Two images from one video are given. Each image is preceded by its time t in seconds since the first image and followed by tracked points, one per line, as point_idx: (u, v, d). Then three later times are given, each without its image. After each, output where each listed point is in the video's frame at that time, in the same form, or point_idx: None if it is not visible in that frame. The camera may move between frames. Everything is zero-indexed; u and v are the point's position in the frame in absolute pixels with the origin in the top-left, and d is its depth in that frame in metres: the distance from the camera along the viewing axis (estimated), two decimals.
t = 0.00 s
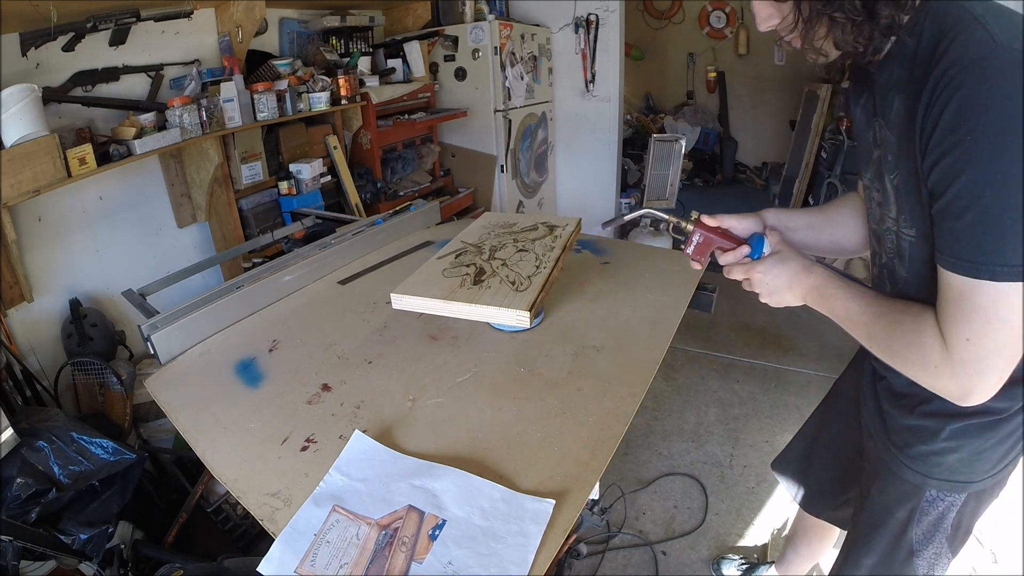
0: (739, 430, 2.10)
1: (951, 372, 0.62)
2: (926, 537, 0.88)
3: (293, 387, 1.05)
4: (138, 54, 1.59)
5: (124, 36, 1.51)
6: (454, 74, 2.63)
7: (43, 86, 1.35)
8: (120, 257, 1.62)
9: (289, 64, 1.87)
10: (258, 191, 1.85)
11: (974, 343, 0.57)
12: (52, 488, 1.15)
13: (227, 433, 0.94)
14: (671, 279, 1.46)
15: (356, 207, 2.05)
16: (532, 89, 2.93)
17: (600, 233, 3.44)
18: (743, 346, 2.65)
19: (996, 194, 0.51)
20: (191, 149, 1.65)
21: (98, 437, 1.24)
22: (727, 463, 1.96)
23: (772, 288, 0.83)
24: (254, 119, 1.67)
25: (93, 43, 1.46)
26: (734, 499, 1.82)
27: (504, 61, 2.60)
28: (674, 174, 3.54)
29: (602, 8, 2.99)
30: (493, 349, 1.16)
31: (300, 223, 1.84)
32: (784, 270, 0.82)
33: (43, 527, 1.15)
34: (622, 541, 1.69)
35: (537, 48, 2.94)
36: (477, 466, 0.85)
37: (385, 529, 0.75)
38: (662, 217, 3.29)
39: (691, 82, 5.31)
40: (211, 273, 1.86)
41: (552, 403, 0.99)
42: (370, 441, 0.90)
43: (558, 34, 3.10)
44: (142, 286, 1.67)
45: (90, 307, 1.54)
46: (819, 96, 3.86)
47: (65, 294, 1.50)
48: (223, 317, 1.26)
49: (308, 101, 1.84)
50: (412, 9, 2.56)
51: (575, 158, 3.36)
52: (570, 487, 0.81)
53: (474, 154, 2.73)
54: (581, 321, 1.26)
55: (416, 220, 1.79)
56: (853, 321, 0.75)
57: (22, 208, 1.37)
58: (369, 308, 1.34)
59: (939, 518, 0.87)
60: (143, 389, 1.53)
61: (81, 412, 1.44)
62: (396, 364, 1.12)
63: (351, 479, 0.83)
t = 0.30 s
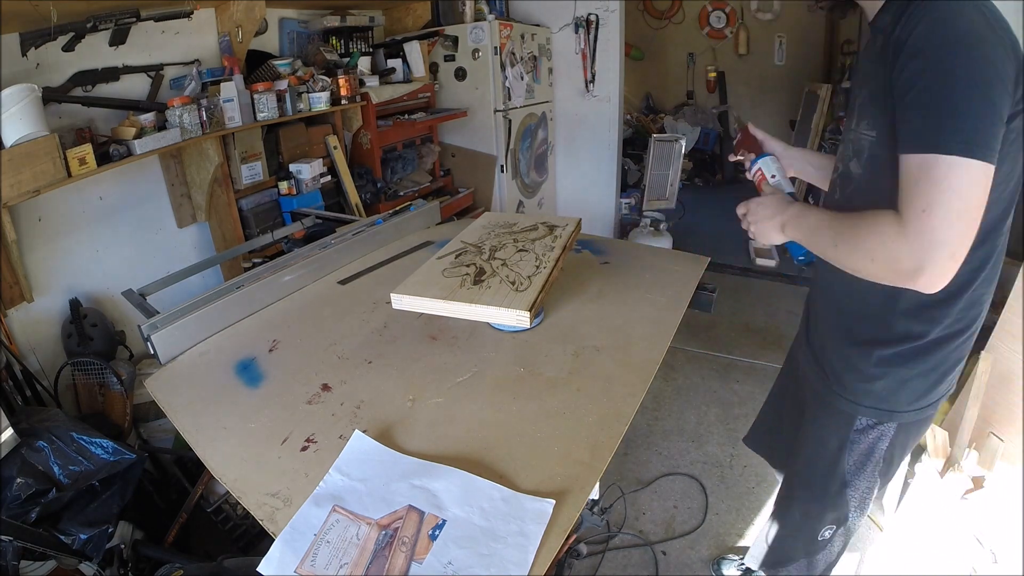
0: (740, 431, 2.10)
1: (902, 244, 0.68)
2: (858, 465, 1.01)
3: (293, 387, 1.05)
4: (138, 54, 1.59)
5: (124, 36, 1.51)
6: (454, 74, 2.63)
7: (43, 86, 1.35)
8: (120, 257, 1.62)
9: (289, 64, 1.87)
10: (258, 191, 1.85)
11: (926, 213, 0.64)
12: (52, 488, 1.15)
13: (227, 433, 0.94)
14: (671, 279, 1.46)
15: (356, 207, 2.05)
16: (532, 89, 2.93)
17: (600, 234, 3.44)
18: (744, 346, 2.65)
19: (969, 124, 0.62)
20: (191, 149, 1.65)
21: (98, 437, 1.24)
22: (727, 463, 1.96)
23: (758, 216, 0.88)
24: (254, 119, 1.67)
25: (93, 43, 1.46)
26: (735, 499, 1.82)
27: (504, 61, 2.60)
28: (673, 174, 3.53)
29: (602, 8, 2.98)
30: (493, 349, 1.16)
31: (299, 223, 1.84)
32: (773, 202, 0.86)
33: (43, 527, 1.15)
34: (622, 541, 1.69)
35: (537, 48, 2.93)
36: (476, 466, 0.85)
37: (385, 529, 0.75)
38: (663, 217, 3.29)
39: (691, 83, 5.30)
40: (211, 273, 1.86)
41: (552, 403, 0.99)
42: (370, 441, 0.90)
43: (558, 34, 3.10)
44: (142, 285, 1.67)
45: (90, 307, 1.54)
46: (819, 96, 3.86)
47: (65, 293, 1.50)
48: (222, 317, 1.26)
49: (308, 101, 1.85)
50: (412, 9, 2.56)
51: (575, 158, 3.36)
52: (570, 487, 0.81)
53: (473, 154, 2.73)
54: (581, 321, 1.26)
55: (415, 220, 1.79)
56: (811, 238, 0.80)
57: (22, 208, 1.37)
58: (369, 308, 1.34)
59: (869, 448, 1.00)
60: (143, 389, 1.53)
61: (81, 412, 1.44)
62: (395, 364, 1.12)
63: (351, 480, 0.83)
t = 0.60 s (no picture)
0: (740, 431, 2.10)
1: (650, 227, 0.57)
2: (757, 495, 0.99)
3: (294, 387, 1.05)
4: (138, 54, 1.59)
5: (124, 36, 1.51)
6: (454, 74, 2.63)
7: (43, 86, 1.35)
8: (120, 257, 1.62)
9: (289, 64, 1.87)
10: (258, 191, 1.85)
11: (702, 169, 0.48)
12: (52, 488, 1.15)
13: (226, 433, 0.94)
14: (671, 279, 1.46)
15: (356, 207, 2.05)
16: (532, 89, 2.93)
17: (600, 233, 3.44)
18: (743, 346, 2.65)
19: (832, 75, 0.41)
20: (191, 149, 1.65)
21: (98, 437, 1.24)
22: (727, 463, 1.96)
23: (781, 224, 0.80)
24: (254, 119, 1.67)
25: (93, 43, 1.46)
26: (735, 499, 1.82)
27: (504, 61, 2.60)
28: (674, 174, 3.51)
29: (603, 8, 2.98)
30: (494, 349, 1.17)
31: (300, 223, 1.84)
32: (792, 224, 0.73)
33: (44, 527, 1.15)
34: (622, 541, 1.69)
35: (537, 48, 2.94)
36: (476, 466, 0.85)
37: (385, 529, 0.75)
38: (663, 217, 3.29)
39: (691, 83, 5.32)
40: (211, 273, 1.86)
41: (553, 403, 0.99)
42: (370, 441, 0.90)
43: (559, 34, 3.10)
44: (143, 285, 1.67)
45: (90, 307, 1.54)
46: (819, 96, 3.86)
47: (65, 293, 1.50)
48: (222, 317, 1.26)
49: (308, 101, 1.85)
50: (412, 9, 2.56)
51: (575, 158, 3.36)
52: (570, 487, 0.81)
53: (473, 154, 2.73)
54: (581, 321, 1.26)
55: (415, 220, 1.79)
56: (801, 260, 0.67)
57: (22, 208, 1.37)
58: (370, 308, 1.34)
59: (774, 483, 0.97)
60: (143, 389, 1.53)
61: (81, 412, 1.44)
62: (395, 364, 1.12)
63: (351, 479, 0.83)
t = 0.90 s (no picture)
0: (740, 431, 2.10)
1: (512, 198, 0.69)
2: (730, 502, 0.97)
3: (294, 387, 1.05)
4: (138, 55, 1.59)
5: (124, 36, 1.51)
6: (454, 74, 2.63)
7: (43, 86, 1.35)
8: (119, 257, 1.62)
9: (289, 64, 1.86)
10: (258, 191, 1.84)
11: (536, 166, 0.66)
12: (51, 488, 1.16)
13: (226, 433, 0.94)
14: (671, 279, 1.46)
15: (356, 207, 2.05)
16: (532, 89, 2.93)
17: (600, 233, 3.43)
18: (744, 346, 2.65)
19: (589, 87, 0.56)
20: (190, 149, 1.65)
21: (99, 437, 1.24)
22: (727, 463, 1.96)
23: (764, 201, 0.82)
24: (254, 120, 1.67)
25: (93, 43, 1.46)
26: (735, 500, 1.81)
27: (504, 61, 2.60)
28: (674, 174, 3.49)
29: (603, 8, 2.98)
30: (494, 349, 1.16)
31: (300, 223, 1.84)
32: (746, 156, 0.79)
33: (44, 527, 1.15)
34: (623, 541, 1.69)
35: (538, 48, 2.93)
36: (476, 466, 0.85)
37: (385, 529, 0.75)
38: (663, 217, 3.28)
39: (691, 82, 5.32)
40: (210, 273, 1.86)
41: (552, 403, 0.99)
42: (370, 441, 0.90)
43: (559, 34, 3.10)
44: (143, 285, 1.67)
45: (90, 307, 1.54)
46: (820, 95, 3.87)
47: (65, 293, 1.50)
48: (223, 317, 1.26)
49: (308, 101, 1.85)
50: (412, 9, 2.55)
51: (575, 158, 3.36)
52: (570, 487, 0.81)
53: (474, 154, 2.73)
54: (581, 321, 1.26)
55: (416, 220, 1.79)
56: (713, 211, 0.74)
57: (22, 208, 1.37)
58: (370, 308, 1.33)
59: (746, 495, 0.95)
60: (143, 389, 1.53)
61: (81, 412, 1.44)
62: (396, 364, 1.12)
63: (351, 479, 0.83)
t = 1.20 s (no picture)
0: (740, 431, 2.10)
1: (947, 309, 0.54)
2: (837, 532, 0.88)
3: (294, 387, 1.05)
4: (138, 55, 1.59)
5: (124, 36, 1.51)
6: (454, 74, 2.63)
7: (43, 86, 1.35)
8: (119, 257, 1.62)
9: (289, 64, 1.86)
10: (258, 191, 1.85)
11: (978, 269, 0.50)
12: (51, 488, 1.15)
13: (227, 433, 0.94)
14: (672, 279, 1.46)
15: (356, 207, 2.05)
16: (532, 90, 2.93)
17: (600, 233, 3.44)
18: (744, 346, 2.65)
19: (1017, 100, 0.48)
20: (191, 149, 1.65)
21: (99, 437, 1.24)
22: (727, 463, 1.96)
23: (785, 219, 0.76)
24: (254, 119, 1.67)
25: (93, 43, 1.46)
26: (734, 499, 1.81)
27: (504, 62, 2.60)
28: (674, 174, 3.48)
29: (603, 8, 2.99)
30: (493, 349, 1.17)
31: (299, 223, 1.84)
32: (802, 204, 0.74)
33: (44, 528, 1.15)
34: (622, 541, 1.69)
35: (537, 48, 2.94)
36: (476, 466, 0.85)
37: (385, 529, 0.75)
38: (662, 217, 3.28)
39: (691, 83, 5.35)
40: (210, 273, 1.86)
41: (552, 403, 0.99)
42: (370, 441, 0.90)
43: (559, 34, 3.10)
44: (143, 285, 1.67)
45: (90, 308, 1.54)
46: (819, 96, 3.88)
47: (65, 293, 1.50)
48: (223, 317, 1.26)
49: (308, 101, 1.85)
50: (412, 9, 2.55)
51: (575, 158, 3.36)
52: (570, 487, 0.81)
53: (474, 154, 2.74)
54: (581, 321, 1.26)
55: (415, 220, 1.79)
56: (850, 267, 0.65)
57: (22, 208, 1.37)
58: (370, 308, 1.34)
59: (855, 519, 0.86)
60: (143, 389, 1.54)
61: (81, 412, 1.44)
62: (395, 364, 1.12)
63: (351, 479, 0.83)
